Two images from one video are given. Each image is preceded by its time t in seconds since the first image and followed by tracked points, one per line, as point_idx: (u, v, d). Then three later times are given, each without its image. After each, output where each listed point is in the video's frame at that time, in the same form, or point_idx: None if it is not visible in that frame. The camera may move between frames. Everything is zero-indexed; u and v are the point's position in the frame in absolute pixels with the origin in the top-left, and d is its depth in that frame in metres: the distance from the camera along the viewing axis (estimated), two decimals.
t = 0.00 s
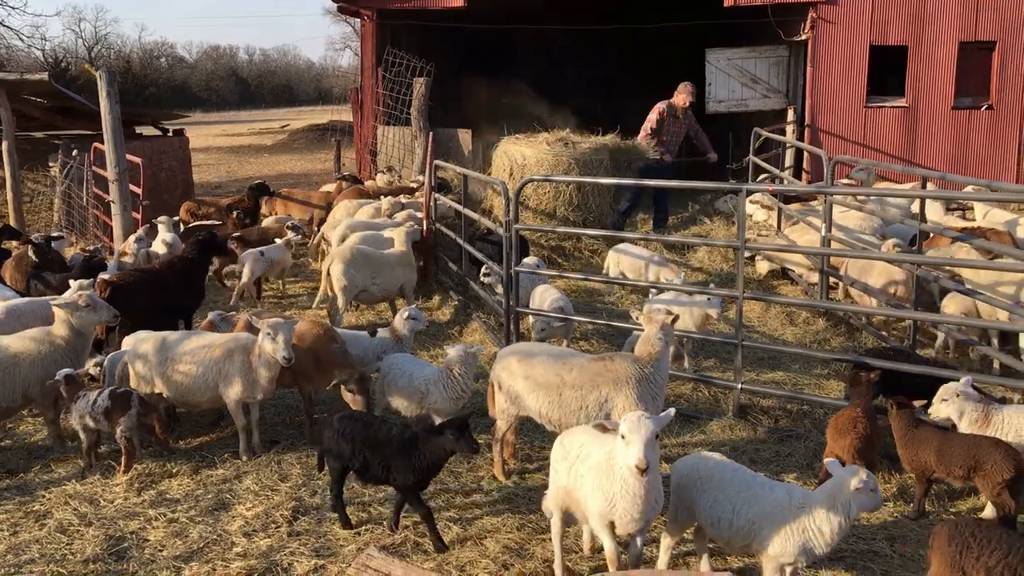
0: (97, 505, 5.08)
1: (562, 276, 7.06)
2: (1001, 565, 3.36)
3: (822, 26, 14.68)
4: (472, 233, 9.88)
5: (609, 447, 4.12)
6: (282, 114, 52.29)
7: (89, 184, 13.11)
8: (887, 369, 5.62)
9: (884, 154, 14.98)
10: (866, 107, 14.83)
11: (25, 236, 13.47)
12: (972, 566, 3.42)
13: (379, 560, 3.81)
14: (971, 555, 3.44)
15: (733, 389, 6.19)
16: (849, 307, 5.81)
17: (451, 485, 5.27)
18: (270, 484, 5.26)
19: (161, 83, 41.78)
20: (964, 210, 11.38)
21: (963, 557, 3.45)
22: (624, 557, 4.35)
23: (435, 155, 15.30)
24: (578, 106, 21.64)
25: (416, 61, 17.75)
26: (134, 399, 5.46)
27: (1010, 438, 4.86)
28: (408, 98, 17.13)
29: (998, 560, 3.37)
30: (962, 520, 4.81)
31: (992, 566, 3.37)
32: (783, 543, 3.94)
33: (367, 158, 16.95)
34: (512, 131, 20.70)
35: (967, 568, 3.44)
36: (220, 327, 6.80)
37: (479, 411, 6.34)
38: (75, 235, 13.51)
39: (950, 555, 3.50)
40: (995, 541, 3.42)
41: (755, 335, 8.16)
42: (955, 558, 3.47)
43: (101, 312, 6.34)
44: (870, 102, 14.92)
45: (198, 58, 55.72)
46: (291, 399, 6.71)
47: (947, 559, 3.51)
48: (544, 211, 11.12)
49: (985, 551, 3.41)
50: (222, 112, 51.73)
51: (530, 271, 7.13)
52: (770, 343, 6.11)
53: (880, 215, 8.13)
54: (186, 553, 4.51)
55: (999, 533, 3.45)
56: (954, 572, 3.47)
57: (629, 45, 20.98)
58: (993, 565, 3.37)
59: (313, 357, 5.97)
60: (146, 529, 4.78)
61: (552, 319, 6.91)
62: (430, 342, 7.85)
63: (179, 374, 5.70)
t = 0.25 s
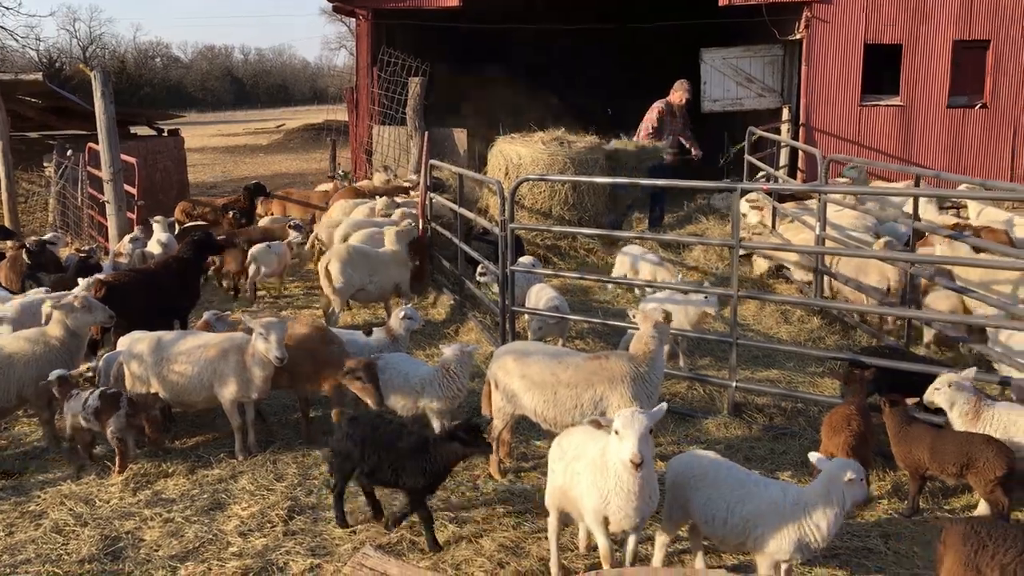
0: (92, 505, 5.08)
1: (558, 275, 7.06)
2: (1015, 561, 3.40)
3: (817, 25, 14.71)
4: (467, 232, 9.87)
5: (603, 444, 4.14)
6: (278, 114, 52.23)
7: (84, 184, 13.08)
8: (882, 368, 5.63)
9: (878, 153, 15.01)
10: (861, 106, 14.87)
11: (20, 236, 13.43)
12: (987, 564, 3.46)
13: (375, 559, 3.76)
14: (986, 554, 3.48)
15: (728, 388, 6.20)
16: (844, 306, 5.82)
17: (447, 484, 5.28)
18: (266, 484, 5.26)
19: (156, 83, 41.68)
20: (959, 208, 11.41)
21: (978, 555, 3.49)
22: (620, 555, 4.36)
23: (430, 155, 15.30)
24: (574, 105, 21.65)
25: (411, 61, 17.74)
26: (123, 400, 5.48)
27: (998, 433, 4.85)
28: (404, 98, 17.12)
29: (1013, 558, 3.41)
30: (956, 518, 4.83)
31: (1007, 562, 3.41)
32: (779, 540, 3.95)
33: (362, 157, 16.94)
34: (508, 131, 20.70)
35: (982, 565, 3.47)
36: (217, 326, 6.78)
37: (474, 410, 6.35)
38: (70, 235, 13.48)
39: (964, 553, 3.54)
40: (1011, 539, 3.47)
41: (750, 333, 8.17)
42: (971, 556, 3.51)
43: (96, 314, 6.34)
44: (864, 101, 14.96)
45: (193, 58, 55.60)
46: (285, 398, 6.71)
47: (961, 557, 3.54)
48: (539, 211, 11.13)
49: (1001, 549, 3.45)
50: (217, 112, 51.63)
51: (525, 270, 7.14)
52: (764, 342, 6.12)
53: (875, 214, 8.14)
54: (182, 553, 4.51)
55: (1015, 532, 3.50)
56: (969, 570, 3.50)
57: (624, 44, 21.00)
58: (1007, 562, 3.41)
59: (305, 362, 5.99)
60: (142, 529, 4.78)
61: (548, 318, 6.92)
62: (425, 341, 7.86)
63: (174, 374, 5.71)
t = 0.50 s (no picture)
0: (94, 498, 5.11)
1: (557, 269, 7.07)
2: None
3: (817, 19, 14.73)
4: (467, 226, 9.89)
5: (600, 436, 4.18)
6: (278, 108, 52.19)
7: (84, 179, 13.08)
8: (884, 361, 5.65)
9: (879, 147, 15.01)
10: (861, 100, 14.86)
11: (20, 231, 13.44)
12: (997, 556, 3.51)
13: (377, 551, 3.73)
14: (996, 546, 3.54)
15: (727, 381, 6.23)
16: (843, 299, 5.83)
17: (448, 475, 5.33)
18: (267, 477, 5.29)
19: (156, 78, 41.65)
20: (958, 203, 11.42)
21: (987, 549, 3.55)
22: (619, 547, 4.40)
23: (430, 149, 15.30)
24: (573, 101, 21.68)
25: (411, 55, 17.73)
26: (117, 392, 5.49)
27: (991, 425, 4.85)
28: (404, 92, 17.11)
29: (1021, 550, 3.46)
30: (954, 510, 4.85)
31: (1015, 555, 3.45)
32: (779, 531, 3.97)
33: (363, 152, 16.93)
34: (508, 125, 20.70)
35: (992, 559, 3.53)
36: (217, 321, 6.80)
37: (474, 403, 6.37)
38: (70, 230, 13.48)
39: (974, 546, 3.60)
40: (1018, 532, 3.53)
41: (749, 327, 8.19)
42: (980, 549, 3.57)
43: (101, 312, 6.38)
44: (864, 95, 14.95)
45: (193, 52, 55.52)
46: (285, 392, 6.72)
47: (971, 551, 3.60)
48: (539, 205, 11.14)
49: (1009, 542, 3.51)
50: (216, 106, 51.57)
51: (525, 264, 7.15)
52: (763, 335, 6.14)
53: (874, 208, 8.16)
54: (184, 545, 4.54)
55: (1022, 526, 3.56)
56: (980, 564, 3.57)
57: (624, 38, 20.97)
58: (1015, 554, 3.46)
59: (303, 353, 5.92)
60: (144, 522, 4.80)
61: (547, 311, 6.94)
62: (425, 335, 7.87)
63: (174, 367, 5.72)
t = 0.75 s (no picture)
0: (104, 487, 5.15)
1: (563, 260, 7.07)
2: None
3: (824, 10, 14.65)
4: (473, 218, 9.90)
5: (603, 426, 4.19)
6: (283, 100, 52.20)
7: (91, 171, 13.11)
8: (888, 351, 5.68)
9: (886, 138, 14.96)
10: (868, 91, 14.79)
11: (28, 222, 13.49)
12: (1004, 547, 3.53)
13: (385, 540, 3.75)
14: (1002, 536, 3.56)
15: (733, 372, 6.25)
16: (849, 290, 5.83)
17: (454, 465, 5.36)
18: (275, 466, 5.32)
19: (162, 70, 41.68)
20: (966, 194, 11.38)
21: (993, 539, 3.57)
22: (625, 536, 4.42)
23: (436, 141, 15.30)
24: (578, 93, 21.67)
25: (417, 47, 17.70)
26: (125, 381, 5.52)
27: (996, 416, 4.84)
28: (409, 84, 17.10)
29: None
30: (960, 501, 4.85)
31: (1021, 546, 3.47)
32: (785, 521, 3.99)
33: (369, 143, 16.93)
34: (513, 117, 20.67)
35: (998, 549, 3.55)
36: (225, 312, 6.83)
37: (480, 393, 6.39)
38: (78, 221, 13.53)
39: (979, 536, 3.62)
40: None
41: (755, 318, 8.20)
42: (986, 539, 3.59)
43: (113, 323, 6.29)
44: (872, 86, 14.89)
45: (198, 44, 55.52)
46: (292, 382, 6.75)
47: (977, 540, 3.63)
48: (545, 196, 11.14)
49: (1015, 532, 3.52)
50: (222, 98, 51.59)
51: (531, 255, 7.16)
52: (769, 326, 6.14)
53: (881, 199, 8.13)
54: (193, 534, 4.57)
55: None
56: (986, 553, 3.59)
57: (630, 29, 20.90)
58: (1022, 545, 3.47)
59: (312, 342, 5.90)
60: (153, 511, 4.84)
61: (553, 302, 6.95)
62: (431, 326, 7.89)
63: (181, 357, 5.76)
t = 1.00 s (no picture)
0: (114, 477, 5.18)
1: (570, 251, 7.06)
2: None
3: None
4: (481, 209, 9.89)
5: (609, 412, 4.20)
6: (290, 91, 52.21)
7: (100, 162, 13.15)
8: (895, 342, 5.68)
9: (895, 129, 14.88)
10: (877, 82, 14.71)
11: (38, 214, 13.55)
12: (1010, 536, 3.54)
13: (393, 529, 3.77)
14: (1008, 526, 3.56)
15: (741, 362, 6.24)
16: (857, 281, 5.81)
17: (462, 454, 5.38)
18: (284, 456, 5.35)
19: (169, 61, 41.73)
20: (975, 184, 11.32)
21: (1000, 528, 3.58)
22: (632, 526, 4.43)
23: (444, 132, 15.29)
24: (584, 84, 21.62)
25: (424, 38, 17.66)
26: (134, 371, 5.53)
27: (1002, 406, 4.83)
28: (417, 75, 17.07)
29: None
30: (968, 491, 4.84)
31: None
32: (793, 511, 4.00)
33: (376, 134, 16.93)
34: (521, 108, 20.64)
35: (1005, 538, 3.56)
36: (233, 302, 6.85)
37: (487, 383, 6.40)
38: (87, 213, 13.58)
39: (985, 526, 3.63)
40: None
41: (763, 308, 8.19)
42: (992, 529, 3.60)
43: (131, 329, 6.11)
44: (880, 76, 14.81)
45: (206, 35, 55.55)
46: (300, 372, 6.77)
47: (983, 530, 3.63)
48: (553, 187, 11.13)
49: (1022, 523, 3.53)
50: (230, 89, 51.62)
51: (538, 247, 7.16)
52: (777, 317, 6.13)
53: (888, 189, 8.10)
54: (203, 523, 4.60)
55: None
56: (992, 542, 3.60)
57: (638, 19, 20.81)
58: None
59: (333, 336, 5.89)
60: (163, 500, 4.87)
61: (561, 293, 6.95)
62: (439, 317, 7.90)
63: (187, 348, 5.79)
